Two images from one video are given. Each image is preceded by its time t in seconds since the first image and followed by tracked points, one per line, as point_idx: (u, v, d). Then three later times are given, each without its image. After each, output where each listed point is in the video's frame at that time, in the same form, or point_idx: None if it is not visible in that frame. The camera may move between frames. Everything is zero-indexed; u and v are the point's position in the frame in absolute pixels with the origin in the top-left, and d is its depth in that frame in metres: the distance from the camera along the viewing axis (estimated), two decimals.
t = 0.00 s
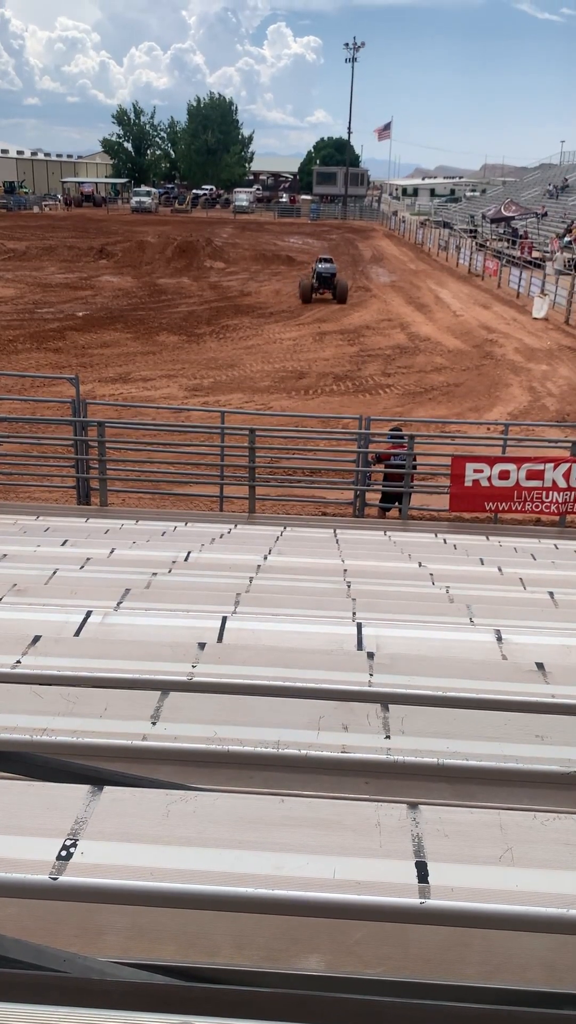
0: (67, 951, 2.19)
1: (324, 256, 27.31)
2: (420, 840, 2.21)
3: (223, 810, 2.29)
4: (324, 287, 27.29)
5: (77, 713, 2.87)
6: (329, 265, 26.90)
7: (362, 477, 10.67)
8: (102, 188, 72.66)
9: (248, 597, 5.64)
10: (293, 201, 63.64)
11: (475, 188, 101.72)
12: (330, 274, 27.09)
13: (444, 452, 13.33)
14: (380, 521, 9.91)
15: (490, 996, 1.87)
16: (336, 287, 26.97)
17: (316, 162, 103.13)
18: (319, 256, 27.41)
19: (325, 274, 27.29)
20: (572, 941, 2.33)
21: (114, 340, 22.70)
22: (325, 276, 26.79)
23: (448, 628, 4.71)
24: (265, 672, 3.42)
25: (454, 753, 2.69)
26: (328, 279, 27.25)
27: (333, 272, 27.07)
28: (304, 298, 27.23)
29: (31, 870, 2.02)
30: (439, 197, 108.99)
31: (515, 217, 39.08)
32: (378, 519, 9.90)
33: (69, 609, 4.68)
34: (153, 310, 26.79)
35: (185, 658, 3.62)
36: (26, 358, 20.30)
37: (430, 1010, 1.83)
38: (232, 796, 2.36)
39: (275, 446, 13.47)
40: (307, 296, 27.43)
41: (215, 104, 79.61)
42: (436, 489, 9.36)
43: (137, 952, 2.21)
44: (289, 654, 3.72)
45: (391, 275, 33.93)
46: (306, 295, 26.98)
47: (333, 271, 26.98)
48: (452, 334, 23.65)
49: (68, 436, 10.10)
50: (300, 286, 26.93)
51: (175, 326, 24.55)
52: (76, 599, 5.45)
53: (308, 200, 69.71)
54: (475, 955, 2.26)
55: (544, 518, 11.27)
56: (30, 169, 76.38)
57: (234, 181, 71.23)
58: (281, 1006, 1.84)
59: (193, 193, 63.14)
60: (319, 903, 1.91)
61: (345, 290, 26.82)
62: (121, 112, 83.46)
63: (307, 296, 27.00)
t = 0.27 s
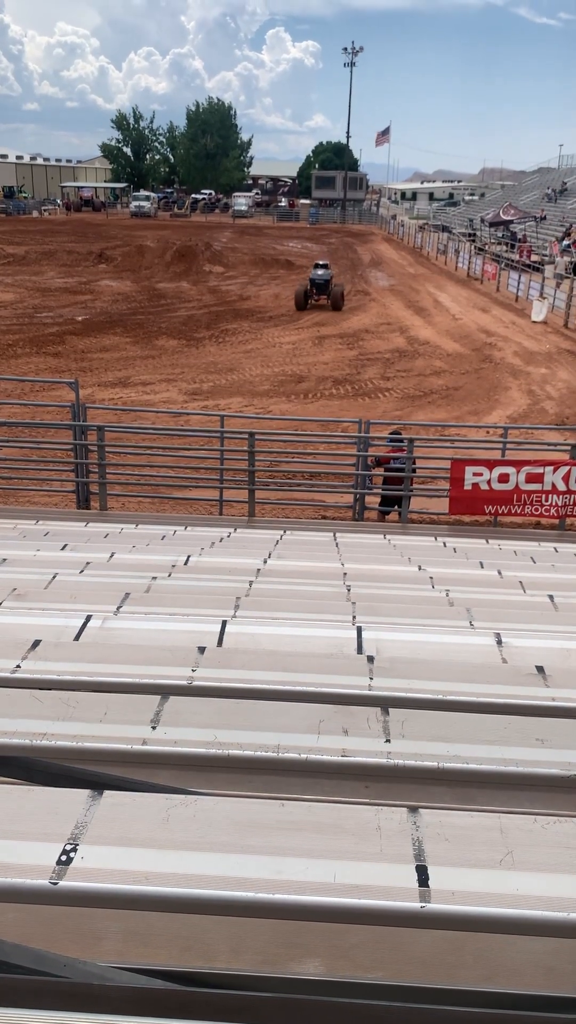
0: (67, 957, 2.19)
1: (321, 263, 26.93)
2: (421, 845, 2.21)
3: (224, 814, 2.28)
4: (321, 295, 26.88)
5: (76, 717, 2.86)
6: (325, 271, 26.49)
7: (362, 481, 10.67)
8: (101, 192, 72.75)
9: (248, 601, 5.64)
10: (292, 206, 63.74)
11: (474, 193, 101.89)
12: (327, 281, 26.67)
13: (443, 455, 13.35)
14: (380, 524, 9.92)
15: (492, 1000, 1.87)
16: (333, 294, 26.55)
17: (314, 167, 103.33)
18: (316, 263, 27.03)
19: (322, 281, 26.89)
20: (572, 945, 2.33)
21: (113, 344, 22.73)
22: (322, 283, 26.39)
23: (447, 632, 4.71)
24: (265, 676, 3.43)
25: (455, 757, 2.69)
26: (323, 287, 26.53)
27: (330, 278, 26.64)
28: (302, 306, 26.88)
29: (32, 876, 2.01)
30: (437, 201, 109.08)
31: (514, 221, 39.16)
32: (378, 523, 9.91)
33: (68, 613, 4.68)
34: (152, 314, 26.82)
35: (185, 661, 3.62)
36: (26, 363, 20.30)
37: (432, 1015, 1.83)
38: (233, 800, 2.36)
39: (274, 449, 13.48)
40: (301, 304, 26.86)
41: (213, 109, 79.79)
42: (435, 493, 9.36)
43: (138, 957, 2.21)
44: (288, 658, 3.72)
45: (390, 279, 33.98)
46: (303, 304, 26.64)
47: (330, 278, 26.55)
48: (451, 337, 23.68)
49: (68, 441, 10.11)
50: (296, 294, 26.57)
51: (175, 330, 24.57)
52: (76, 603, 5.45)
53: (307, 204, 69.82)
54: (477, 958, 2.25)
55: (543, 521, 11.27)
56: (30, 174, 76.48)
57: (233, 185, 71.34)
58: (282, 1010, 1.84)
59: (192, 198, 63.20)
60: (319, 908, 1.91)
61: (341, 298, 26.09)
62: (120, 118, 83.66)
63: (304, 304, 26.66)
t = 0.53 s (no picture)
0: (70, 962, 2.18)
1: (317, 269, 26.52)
2: (421, 849, 2.20)
3: (225, 819, 2.28)
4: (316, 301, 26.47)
5: (76, 722, 2.86)
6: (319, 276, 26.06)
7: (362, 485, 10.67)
8: (101, 197, 72.89)
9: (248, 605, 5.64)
10: (291, 210, 63.82)
11: (473, 195, 101.93)
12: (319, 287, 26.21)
13: (443, 459, 13.36)
14: (380, 528, 9.92)
15: (494, 1005, 1.86)
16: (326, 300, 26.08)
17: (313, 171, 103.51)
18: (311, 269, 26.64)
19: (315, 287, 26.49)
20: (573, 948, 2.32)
21: (113, 348, 22.76)
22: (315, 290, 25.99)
23: (448, 635, 4.71)
24: (265, 680, 3.42)
25: (455, 761, 2.69)
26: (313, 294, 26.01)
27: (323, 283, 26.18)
28: (296, 313, 26.61)
29: (32, 881, 2.01)
30: (436, 204, 109.15)
31: (513, 224, 39.19)
32: (378, 526, 9.92)
33: (68, 618, 4.68)
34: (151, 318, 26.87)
35: (185, 665, 3.62)
36: (26, 367, 20.33)
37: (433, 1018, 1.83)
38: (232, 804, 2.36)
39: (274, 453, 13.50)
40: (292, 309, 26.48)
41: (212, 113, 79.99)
42: (435, 496, 9.36)
43: (139, 962, 2.20)
44: (288, 661, 3.72)
45: (389, 283, 34.03)
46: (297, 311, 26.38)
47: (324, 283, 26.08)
48: (451, 341, 23.68)
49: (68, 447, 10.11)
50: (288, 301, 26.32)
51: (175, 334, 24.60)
52: (76, 608, 5.44)
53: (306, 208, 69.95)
54: (478, 963, 2.24)
55: (543, 524, 11.26)
56: (29, 179, 76.63)
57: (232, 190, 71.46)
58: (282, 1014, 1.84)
59: (192, 202, 63.30)
60: (319, 912, 1.91)
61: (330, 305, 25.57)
62: (120, 123, 83.87)
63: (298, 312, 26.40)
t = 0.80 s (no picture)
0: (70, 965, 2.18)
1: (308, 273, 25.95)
2: (422, 851, 2.20)
3: (226, 822, 2.28)
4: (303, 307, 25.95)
5: (76, 725, 2.86)
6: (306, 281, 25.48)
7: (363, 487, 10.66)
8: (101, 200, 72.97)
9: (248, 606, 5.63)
10: (291, 212, 63.87)
11: (472, 198, 101.94)
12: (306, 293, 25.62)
13: (443, 462, 13.36)
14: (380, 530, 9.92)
15: (495, 1008, 1.86)
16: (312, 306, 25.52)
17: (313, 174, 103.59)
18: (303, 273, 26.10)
19: (302, 293, 25.96)
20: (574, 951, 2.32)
21: (113, 350, 22.78)
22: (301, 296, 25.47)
23: (448, 638, 4.70)
24: (265, 683, 3.41)
25: (456, 763, 2.68)
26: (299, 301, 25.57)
27: (310, 289, 25.57)
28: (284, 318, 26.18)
29: (33, 884, 2.01)
30: (436, 207, 109.10)
31: (513, 226, 39.16)
32: (378, 529, 9.92)
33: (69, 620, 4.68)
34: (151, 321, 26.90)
35: (185, 668, 3.63)
36: (26, 369, 20.36)
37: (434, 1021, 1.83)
38: (233, 807, 2.36)
39: (274, 456, 13.53)
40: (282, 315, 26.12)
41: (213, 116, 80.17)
42: (435, 498, 9.37)
43: (139, 965, 2.20)
44: (288, 663, 3.72)
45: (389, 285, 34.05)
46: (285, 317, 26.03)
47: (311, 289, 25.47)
48: (451, 343, 23.68)
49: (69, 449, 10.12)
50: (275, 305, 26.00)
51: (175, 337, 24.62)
52: (76, 610, 5.46)
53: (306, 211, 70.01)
54: (480, 966, 2.24)
55: (543, 526, 11.25)
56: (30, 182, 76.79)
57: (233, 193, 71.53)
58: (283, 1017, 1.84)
59: (192, 205, 63.37)
60: (319, 914, 1.90)
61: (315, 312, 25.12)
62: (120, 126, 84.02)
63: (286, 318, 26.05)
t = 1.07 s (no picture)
0: (69, 965, 2.18)
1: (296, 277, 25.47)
2: (421, 853, 2.20)
3: (224, 823, 2.27)
4: (287, 312, 25.55)
5: (74, 726, 2.85)
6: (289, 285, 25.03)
7: (363, 488, 10.64)
8: (104, 200, 73.01)
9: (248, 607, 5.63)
10: (293, 214, 63.89)
11: (474, 200, 101.58)
12: (288, 298, 25.16)
13: (444, 464, 13.36)
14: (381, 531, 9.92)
15: (495, 1011, 1.85)
16: (294, 312, 25.10)
17: (316, 177, 103.68)
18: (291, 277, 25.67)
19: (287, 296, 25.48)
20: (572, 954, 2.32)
21: (114, 351, 22.81)
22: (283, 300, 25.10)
23: (447, 639, 4.71)
24: (264, 683, 3.40)
25: (455, 765, 2.68)
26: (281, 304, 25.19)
27: (292, 294, 25.08)
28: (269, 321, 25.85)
29: (31, 884, 2.00)
30: (438, 208, 109.10)
31: (515, 229, 39.17)
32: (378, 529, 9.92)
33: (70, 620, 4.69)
34: (152, 321, 26.92)
35: (186, 668, 3.63)
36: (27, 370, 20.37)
37: None
38: (232, 808, 2.35)
39: (275, 457, 13.54)
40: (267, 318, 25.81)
41: (215, 117, 80.21)
42: (436, 500, 9.36)
43: (138, 966, 2.19)
44: (289, 664, 3.72)
45: (391, 287, 34.05)
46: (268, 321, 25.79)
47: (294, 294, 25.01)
48: (452, 345, 23.67)
49: (69, 449, 10.12)
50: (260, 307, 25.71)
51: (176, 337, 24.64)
52: (76, 610, 5.45)
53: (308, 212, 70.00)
54: (477, 968, 2.23)
55: (543, 529, 11.24)
56: (32, 182, 76.85)
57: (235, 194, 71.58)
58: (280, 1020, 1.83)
59: (193, 206, 63.41)
60: (319, 916, 1.90)
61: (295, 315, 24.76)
62: (122, 127, 84.13)
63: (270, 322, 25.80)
